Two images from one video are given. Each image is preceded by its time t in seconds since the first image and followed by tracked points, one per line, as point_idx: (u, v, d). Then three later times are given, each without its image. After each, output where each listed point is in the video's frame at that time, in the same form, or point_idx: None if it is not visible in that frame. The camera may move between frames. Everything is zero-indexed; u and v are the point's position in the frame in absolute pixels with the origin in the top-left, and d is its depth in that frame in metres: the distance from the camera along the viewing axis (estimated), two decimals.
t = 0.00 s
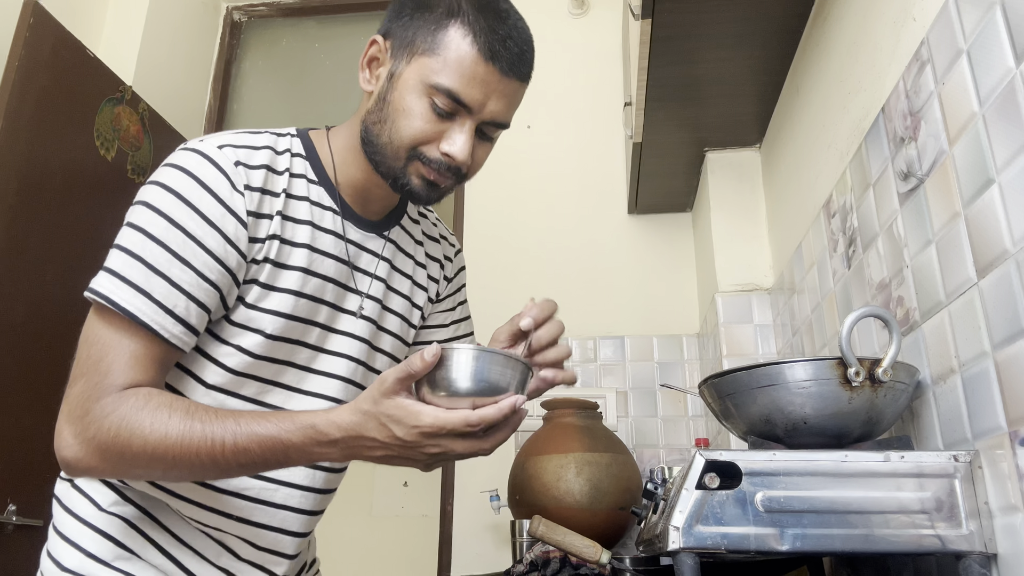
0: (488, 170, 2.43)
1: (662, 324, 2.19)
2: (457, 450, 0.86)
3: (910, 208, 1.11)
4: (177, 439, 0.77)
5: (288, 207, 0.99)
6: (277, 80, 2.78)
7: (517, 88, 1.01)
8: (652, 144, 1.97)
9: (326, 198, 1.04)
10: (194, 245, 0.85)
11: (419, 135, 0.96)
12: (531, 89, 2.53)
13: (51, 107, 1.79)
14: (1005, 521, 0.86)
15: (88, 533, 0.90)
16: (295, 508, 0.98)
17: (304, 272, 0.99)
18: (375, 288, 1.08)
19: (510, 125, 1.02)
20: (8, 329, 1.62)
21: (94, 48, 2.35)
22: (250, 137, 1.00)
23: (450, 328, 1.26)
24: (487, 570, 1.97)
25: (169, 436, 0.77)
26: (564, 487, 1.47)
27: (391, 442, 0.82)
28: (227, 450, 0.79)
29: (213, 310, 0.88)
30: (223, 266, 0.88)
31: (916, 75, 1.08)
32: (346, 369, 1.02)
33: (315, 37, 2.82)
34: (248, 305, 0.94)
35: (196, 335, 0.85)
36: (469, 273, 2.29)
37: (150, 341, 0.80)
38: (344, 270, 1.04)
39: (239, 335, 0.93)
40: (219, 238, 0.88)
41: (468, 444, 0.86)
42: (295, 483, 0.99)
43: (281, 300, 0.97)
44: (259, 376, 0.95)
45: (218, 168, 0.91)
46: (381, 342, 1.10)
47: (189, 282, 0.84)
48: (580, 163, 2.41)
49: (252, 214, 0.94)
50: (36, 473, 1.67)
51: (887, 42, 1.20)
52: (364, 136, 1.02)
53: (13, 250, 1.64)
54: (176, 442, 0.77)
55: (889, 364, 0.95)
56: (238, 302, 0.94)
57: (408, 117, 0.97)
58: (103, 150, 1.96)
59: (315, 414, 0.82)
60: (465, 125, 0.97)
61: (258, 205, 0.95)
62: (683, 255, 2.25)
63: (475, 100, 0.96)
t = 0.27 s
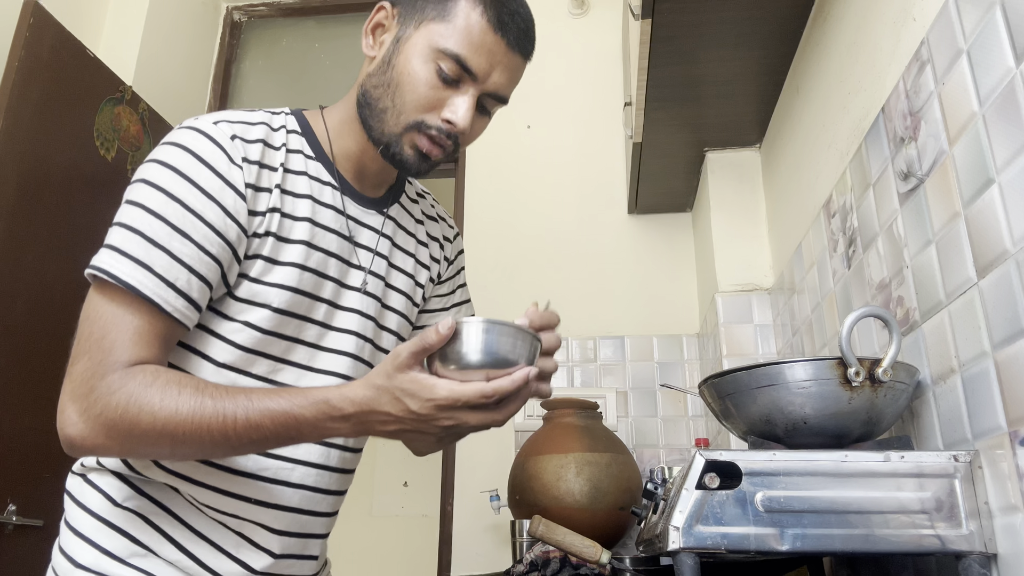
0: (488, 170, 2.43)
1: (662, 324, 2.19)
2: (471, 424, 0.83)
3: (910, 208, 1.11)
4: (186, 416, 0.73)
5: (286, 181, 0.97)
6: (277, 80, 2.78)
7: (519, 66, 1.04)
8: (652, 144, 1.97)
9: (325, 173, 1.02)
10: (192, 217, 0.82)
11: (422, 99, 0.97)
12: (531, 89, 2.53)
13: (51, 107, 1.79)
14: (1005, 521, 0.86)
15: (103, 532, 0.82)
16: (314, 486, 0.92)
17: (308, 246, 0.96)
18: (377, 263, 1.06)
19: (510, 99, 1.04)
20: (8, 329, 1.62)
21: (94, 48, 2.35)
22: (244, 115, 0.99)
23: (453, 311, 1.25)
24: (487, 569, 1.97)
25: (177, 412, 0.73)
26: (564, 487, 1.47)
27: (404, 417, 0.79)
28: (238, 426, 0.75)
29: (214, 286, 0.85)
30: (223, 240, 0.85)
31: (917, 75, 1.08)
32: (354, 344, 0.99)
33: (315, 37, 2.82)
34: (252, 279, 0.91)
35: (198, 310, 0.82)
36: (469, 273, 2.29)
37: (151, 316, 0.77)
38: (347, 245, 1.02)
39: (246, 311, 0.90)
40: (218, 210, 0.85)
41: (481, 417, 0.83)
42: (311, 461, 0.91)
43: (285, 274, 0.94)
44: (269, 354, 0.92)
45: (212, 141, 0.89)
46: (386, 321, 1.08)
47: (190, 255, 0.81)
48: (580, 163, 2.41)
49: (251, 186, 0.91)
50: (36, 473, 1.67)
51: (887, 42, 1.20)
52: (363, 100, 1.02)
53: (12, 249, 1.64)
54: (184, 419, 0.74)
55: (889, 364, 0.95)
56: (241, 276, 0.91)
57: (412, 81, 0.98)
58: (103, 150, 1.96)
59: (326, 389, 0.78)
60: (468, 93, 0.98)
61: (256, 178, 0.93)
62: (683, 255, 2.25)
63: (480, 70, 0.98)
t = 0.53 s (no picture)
0: (488, 170, 2.43)
1: (662, 324, 2.19)
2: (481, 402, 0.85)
3: (910, 209, 1.11)
4: (199, 394, 0.73)
5: (289, 166, 0.97)
6: (277, 80, 2.78)
7: (508, 40, 1.07)
8: (652, 144, 1.97)
9: (328, 159, 1.03)
10: (198, 197, 0.81)
11: (415, 70, 1.00)
12: (530, 89, 2.53)
13: (51, 108, 1.79)
14: (1005, 520, 0.86)
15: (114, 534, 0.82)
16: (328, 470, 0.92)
17: (314, 228, 0.96)
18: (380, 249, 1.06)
19: (501, 73, 1.07)
20: (8, 329, 1.62)
21: (94, 48, 2.35)
22: (245, 103, 0.99)
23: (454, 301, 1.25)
24: (487, 569, 1.97)
25: (190, 390, 0.73)
26: (564, 487, 1.47)
27: (417, 395, 0.80)
28: (250, 404, 0.75)
29: (221, 267, 0.84)
30: (229, 221, 0.85)
31: (916, 75, 1.08)
32: (361, 327, 0.99)
33: (315, 37, 2.83)
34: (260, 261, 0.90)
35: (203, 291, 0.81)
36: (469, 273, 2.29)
37: (158, 293, 0.76)
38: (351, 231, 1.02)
39: (254, 293, 0.89)
40: (224, 191, 0.85)
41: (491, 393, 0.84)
42: (324, 446, 0.92)
43: (293, 256, 0.93)
44: (279, 336, 0.91)
45: (216, 125, 0.89)
46: (391, 306, 1.08)
47: (197, 235, 0.80)
48: (580, 163, 2.41)
49: (256, 168, 0.91)
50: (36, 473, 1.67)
51: (887, 42, 1.20)
52: (358, 78, 1.04)
53: (11, 250, 1.64)
54: (197, 397, 0.73)
55: (889, 364, 0.95)
56: (249, 257, 0.90)
57: (404, 54, 1.01)
58: (103, 150, 1.96)
59: (338, 368, 0.80)
60: (459, 64, 1.01)
61: (262, 161, 0.93)
62: (683, 255, 2.25)
63: (469, 40, 1.01)
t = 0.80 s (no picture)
0: (489, 170, 2.43)
1: (662, 324, 2.19)
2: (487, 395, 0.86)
3: (910, 209, 1.11)
4: (225, 386, 0.75)
5: (312, 181, 0.98)
6: (277, 80, 2.78)
7: (485, 43, 1.05)
8: (652, 144, 1.97)
9: (348, 176, 1.03)
10: (227, 205, 0.83)
11: (397, 90, 1.01)
12: (530, 89, 2.53)
13: (51, 108, 1.79)
14: (1005, 520, 0.86)
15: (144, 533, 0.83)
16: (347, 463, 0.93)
17: (334, 239, 0.97)
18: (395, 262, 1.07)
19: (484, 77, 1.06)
20: (8, 328, 1.61)
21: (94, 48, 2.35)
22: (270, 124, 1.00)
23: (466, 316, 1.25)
24: (487, 569, 1.97)
25: (218, 381, 0.75)
26: (564, 487, 1.47)
27: (424, 388, 0.81)
28: (274, 395, 0.77)
29: (248, 271, 0.85)
30: (256, 228, 0.86)
31: (916, 75, 1.08)
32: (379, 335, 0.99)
33: (315, 37, 2.83)
34: (284, 266, 0.91)
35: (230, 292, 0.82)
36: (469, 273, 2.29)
37: (193, 292, 0.77)
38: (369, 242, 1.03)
39: (278, 296, 0.90)
40: (252, 201, 0.86)
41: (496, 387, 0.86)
42: (343, 442, 0.93)
43: (315, 262, 0.94)
44: (302, 338, 0.91)
45: (245, 142, 0.91)
46: (408, 316, 1.08)
47: (227, 240, 0.81)
48: (580, 163, 2.41)
49: (282, 181, 0.92)
50: (36, 473, 1.67)
51: (887, 42, 1.20)
52: (359, 109, 1.06)
53: (12, 249, 1.64)
54: (223, 388, 0.75)
55: (889, 364, 0.95)
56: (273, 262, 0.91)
57: (387, 77, 1.01)
58: (103, 150, 1.96)
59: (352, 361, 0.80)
60: (437, 77, 1.01)
61: (287, 175, 0.94)
62: (684, 256, 2.25)
63: (441, 51, 1.01)
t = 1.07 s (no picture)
0: (488, 169, 2.43)
1: (662, 324, 2.19)
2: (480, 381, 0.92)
3: (910, 209, 1.11)
4: (252, 381, 0.84)
5: (326, 205, 1.08)
6: (277, 80, 2.79)
7: (483, 98, 1.20)
8: (652, 144, 1.97)
9: (358, 202, 1.14)
10: (252, 228, 0.93)
11: (407, 135, 1.15)
12: (530, 89, 2.53)
13: (52, 108, 1.79)
14: (1005, 520, 0.86)
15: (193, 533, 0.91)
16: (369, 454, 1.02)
17: (349, 254, 1.06)
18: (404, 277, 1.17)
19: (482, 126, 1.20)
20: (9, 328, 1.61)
21: (94, 48, 2.34)
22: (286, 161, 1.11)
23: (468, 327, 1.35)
24: (487, 569, 1.97)
25: (245, 379, 0.84)
26: (564, 487, 1.47)
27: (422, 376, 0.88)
28: (295, 387, 0.86)
29: (275, 286, 0.96)
30: (280, 246, 0.96)
31: (917, 75, 1.08)
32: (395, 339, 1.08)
33: (314, 37, 2.83)
34: (306, 277, 1.00)
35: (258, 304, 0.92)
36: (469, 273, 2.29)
37: (225, 305, 0.88)
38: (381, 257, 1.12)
39: (303, 305, 0.99)
40: (274, 223, 0.96)
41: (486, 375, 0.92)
42: (366, 433, 1.02)
43: (334, 274, 1.03)
44: (326, 340, 1.00)
45: (265, 174, 1.01)
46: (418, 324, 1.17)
47: (254, 259, 0.92)
48: (580, 163, 2.41)
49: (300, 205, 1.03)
50: (36, 473, 1.67)
51: (888, 41, 1.20)
52: (369, 147, 1.19)
53: (12, 249, 1.64)
54: (251, 385, 0.84)
55: (889, 364, 0.95)
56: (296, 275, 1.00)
57: (398, 124, 1.15)
58: (103, 150, 1.96)
59: (359, 354, 0.88)
60: (443, 125, 1.15)
61: (303, 200, 1.04)
62: (683, 256, 2.25)
63: (447, 103, 1.15)
